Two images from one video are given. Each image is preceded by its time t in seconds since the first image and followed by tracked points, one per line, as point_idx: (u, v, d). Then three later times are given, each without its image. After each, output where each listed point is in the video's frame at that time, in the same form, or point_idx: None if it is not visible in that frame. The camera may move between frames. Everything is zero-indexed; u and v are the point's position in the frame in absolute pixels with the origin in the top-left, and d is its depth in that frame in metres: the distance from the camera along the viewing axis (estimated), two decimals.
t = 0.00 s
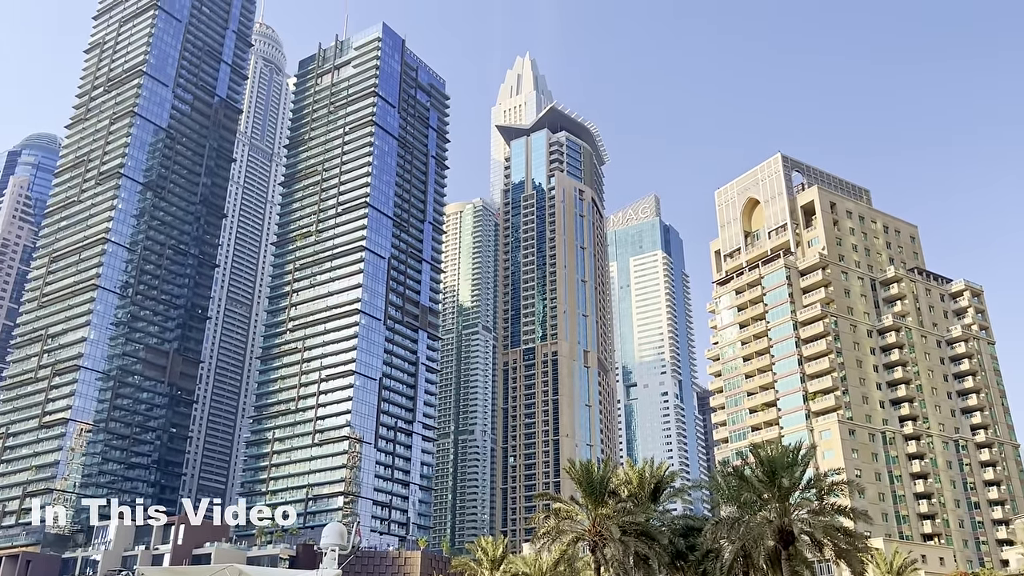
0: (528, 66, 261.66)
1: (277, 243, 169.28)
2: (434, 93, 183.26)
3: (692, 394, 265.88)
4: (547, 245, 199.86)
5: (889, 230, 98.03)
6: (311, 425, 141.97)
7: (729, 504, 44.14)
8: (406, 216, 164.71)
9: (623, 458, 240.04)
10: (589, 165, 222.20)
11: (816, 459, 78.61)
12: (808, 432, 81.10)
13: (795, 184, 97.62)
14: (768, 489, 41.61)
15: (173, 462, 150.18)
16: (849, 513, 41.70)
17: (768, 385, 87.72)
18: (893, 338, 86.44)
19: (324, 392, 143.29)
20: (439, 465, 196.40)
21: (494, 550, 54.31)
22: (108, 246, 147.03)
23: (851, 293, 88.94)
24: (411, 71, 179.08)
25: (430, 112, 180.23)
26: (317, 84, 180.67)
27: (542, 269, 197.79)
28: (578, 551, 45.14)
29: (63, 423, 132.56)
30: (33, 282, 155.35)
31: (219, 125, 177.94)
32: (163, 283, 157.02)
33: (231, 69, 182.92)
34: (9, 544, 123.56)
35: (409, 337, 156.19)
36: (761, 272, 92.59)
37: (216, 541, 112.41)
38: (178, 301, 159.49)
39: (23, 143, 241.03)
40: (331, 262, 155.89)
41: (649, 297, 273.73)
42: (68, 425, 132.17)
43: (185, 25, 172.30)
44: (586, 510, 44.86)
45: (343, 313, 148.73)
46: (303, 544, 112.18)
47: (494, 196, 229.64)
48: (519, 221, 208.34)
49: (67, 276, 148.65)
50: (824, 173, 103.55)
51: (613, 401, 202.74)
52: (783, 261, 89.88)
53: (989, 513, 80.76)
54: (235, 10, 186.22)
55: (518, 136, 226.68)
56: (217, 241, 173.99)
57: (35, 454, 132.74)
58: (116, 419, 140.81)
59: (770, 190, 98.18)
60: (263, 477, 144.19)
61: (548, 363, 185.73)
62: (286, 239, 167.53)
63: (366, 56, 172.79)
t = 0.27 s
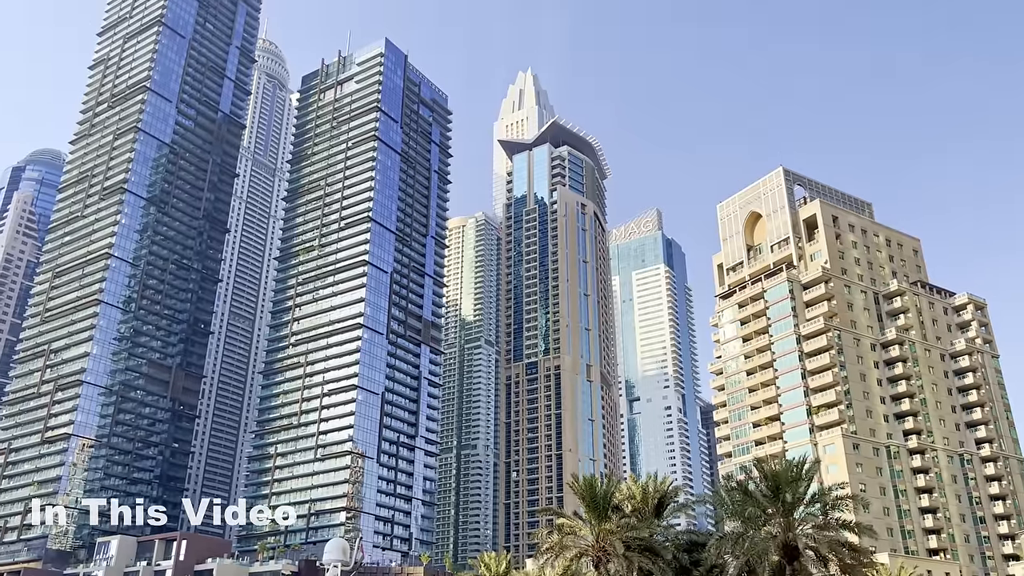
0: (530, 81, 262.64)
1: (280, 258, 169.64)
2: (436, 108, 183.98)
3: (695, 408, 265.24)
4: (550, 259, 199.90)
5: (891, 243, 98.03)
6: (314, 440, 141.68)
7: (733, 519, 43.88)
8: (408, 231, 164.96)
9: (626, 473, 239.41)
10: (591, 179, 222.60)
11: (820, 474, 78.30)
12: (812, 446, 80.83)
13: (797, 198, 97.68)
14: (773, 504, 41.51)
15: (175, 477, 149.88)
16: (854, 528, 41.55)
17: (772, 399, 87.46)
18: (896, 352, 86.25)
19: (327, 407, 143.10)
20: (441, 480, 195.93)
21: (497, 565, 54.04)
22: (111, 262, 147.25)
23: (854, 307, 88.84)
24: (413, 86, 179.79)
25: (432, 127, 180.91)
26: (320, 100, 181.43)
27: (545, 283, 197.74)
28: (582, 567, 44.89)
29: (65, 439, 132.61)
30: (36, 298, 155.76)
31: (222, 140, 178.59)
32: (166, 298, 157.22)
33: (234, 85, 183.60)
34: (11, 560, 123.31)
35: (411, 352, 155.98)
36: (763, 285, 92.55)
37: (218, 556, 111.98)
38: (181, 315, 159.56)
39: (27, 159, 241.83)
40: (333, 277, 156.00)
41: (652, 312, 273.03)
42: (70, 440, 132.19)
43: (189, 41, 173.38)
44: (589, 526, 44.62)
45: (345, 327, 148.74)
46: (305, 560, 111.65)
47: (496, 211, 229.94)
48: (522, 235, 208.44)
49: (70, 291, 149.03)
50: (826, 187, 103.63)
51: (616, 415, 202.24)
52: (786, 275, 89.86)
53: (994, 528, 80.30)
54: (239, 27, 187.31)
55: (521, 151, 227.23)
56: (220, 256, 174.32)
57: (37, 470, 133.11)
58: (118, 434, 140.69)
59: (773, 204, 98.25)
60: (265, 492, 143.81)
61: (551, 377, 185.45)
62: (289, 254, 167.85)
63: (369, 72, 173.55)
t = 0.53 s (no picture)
0: (534, 94, 263.41)
1: (285, 271, 169.97)
2: (441, 121, 184.62)
3: (701, 420, 264.43)
4: (554, 271, 199.85)
5: (897, 254, 97.84)
6: (319, 453, 141.48)
7: (740, 532, 43.62)
8: (413, 243, 165.20)
9: (632, 486, 238.64)
10: (596, 191, 222.74)
11: (828, 486, 77.89)
12: (819, 458, 80.44)
13: (802, 209, 97.58)
14: (780, 517, 41.26)
15: (181, 491, 149.80)
16: (862, 541, 41.27)
17: (779, 411, 87.11)
18: (903, 363, 85.90)
19: (332, 420, 142.98)
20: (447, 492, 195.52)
21: None
22: (117, 275, 147.58)
23: (860, 318, 88.59)
24: (418, 100, 180.51)
25: (437, 140, 181.38)
26: (325, 114, 182.10)
27: (549, 295, 197.62)
28: None
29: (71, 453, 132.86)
30: (42, 312, 156.26)
31: (227, 154, 179.24)
32: (172, 311, 157.49)
33: (240, 99, 184.43)
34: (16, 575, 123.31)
35: (416, 364, 155.77)
36: (769, 297, 92.37)
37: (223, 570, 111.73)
38: (186, 329, 159.73)
39: (34, 173, 242.96)
40: (338, 289, 156.12)
41: (658, 324, 272.64)
42: (76, 454, 132.43)
43: (194, 56, 174.40)
44: (595, 539, 44.41)
45: (350, 340, 148.76)
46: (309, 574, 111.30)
47: (500, 223, 230.26)
48: (526, 247, 208.51)
49: (76, 304, 149.43)
50: (831, 198, 103.57)
51: (622, 428, 201.64)
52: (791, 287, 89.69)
53: (1003, 540, 79.73)
54: (245, 41, 188.29)
55: (525, 163, 227.60)
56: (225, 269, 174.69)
57: (42, 484, 133.25)
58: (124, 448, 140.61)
59: (778, 215, 98.16)
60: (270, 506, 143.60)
61: (556, 389, 185.10)
62: (294, 267, 168.19)
63: (373, 85, 174.27)
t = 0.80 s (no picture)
0: (541, 104, 263.97)
1: (293, 282, 170.40)
2: (448, 132, 185.22)
3: (711, 430, 263.43)
4: (562, 281, 199.75)
5: (906, 262, 97.48)
6: (328, 464, 141.41)
7: (751, 543, 43.34)
8: (421, 254, 165.41)
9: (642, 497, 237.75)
10: (603, 201, 222.73)
11: (839, 496, 77.40)
12: (830, 468, 79.97)
13: (811, 218, 97.41)
14: (791, 527, 40.94)
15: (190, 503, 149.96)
16: (874, 552, 40.94)
17: (789, 421, 86.66)
18: (913, 372, 85.45)
19: (341, 431, 142.95)
20: (456, 504, 194.98)
21: None
22: (127, 288, 148.14)
23: (870, 327, 88.21)
24: (425, 111, 181.13)
25: (445, 152, 181.84)
26: (333, 126, 182.89)
27: (557, 305, 197.50)
28: None
29: (81, 466, 133.28)
30: (53, 325, 156.99)
31: (236, 167, 180.10)
32: (181, 323, 157.97)
33: (248, 111, 185.45)
34: None
35: (424, 375, 155.66)
36: (778, 306, 92.13)
37: None
38: (195, 341, 160.10)
39: (44, 187, 244.62)
40: (347, 301, 156.34)
41: (666, 333, 271.67)
42: (86, 466, 132.88)
43: (203, 69, 175.58)
44: (605, 550, 44.23)
45: (358, 351, 148.83)
46: None
47: (508, 234, 230.52)
48: (534, 257, 208.67)
49: (86, 317, 150.08)
50: (839, 207, 103.36)
51: (631, 438, 200.97)
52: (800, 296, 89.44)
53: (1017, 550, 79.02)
54: (253, 54, 189.49)
55: (532, 173, 227.85)
56: (234, 281, 175.22)
57: (52, 496, 133.80)
58: (133, 460, 140.86)
59: (786, 224, 97.96)
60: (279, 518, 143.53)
61: (565, 400, 184.75)
62: (303, 278, 168.62)
63: (381, 97, 174.96)
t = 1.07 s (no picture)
0: (551, 113, 264.41)
1: (306, 292, 171.03)
2: (459, 142, 185.80)
3: (725, 437, 262.25)
4: (574, 289, 199.61)
5: (920, 267, 96.96)
6: (341, 474, 141.57)
7: (766, 552, 43.16)
8: (433, 263, 165.71)
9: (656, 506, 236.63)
10: (614, 209, 222.51)
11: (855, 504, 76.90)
12: (845, 475, 79.47)
13: (823, 224, 97.05)
14: (806, 535, 40.62)
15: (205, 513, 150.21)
16: (891, 560, 40.64)
17: (804, 428, 86.13)
18: (929, 378, 84.91)
19: (354, 440, 143.19)
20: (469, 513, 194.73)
21: None
22: (141, 300, 149.04)
23: (884, 333, 87.74)
24: (435, 121, 181.68)
25: (455, 161, 182.32)
26: (344, 136, 183.77)
27: (569, 313, 197.34)
28: None
29: (96, 477, 134.05)
30: (67, 337, 158.14)
31: (248, 178, 181.18)
32: (195, 334, 158.69)
33: (260, 123, 186.66)
34: None
35: (437, 384, 155.74)
36: (791, 312, 91.81)
37: None
38: (209, 352, 160.79)
39: (59, 200, 246.49)
40: (359, 311, 156.71)
41: (678, 340, 271.12)
42: (101, 477, 133.61)
43: (216, 82, 176.93)
44: (620, 560, 44.63)
45: (371, 360, 149.09)
46: None
47: (519, 242, 230.71)
48: (545, 266, 208.70)
49: (100, 329, 151.11)
50: (852, 213, 102.96)
51: (644, 446, 200.34)
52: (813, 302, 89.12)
53: None
54: (265, 65, 190.79)
55: (543, 182, 228.02)
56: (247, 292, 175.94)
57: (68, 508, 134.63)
58: (148, 471, 141.47)
59: (798, 230, 97.65)
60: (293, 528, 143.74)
61: (578, 408, 184.42)
62: (315, 288, 169.27)
63: (392, 108, 175.69)
